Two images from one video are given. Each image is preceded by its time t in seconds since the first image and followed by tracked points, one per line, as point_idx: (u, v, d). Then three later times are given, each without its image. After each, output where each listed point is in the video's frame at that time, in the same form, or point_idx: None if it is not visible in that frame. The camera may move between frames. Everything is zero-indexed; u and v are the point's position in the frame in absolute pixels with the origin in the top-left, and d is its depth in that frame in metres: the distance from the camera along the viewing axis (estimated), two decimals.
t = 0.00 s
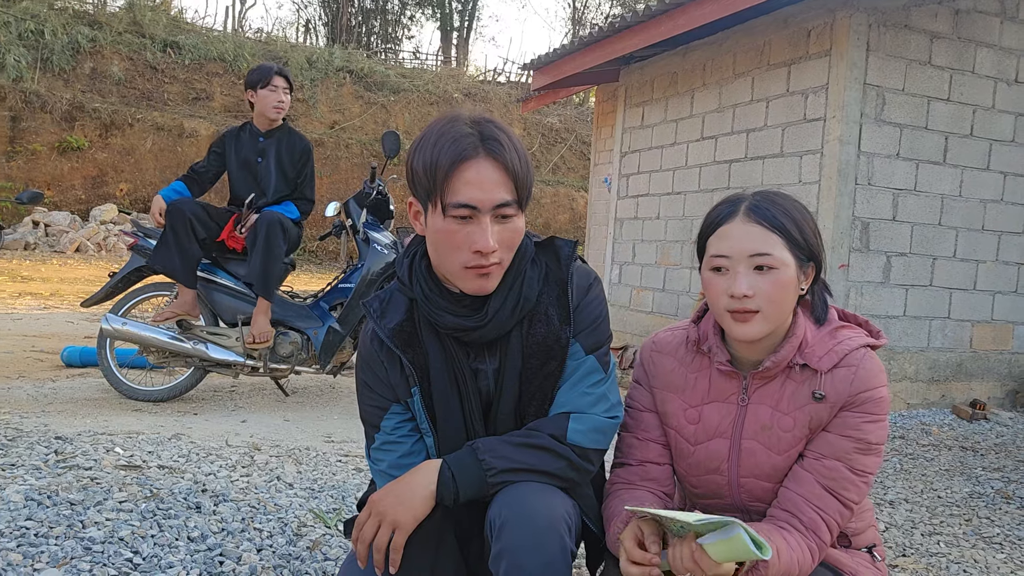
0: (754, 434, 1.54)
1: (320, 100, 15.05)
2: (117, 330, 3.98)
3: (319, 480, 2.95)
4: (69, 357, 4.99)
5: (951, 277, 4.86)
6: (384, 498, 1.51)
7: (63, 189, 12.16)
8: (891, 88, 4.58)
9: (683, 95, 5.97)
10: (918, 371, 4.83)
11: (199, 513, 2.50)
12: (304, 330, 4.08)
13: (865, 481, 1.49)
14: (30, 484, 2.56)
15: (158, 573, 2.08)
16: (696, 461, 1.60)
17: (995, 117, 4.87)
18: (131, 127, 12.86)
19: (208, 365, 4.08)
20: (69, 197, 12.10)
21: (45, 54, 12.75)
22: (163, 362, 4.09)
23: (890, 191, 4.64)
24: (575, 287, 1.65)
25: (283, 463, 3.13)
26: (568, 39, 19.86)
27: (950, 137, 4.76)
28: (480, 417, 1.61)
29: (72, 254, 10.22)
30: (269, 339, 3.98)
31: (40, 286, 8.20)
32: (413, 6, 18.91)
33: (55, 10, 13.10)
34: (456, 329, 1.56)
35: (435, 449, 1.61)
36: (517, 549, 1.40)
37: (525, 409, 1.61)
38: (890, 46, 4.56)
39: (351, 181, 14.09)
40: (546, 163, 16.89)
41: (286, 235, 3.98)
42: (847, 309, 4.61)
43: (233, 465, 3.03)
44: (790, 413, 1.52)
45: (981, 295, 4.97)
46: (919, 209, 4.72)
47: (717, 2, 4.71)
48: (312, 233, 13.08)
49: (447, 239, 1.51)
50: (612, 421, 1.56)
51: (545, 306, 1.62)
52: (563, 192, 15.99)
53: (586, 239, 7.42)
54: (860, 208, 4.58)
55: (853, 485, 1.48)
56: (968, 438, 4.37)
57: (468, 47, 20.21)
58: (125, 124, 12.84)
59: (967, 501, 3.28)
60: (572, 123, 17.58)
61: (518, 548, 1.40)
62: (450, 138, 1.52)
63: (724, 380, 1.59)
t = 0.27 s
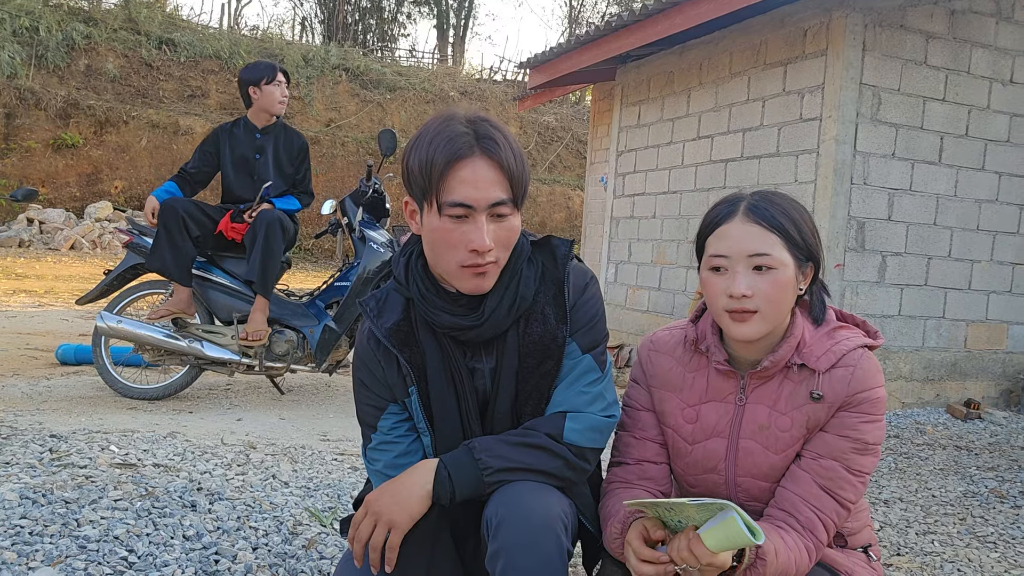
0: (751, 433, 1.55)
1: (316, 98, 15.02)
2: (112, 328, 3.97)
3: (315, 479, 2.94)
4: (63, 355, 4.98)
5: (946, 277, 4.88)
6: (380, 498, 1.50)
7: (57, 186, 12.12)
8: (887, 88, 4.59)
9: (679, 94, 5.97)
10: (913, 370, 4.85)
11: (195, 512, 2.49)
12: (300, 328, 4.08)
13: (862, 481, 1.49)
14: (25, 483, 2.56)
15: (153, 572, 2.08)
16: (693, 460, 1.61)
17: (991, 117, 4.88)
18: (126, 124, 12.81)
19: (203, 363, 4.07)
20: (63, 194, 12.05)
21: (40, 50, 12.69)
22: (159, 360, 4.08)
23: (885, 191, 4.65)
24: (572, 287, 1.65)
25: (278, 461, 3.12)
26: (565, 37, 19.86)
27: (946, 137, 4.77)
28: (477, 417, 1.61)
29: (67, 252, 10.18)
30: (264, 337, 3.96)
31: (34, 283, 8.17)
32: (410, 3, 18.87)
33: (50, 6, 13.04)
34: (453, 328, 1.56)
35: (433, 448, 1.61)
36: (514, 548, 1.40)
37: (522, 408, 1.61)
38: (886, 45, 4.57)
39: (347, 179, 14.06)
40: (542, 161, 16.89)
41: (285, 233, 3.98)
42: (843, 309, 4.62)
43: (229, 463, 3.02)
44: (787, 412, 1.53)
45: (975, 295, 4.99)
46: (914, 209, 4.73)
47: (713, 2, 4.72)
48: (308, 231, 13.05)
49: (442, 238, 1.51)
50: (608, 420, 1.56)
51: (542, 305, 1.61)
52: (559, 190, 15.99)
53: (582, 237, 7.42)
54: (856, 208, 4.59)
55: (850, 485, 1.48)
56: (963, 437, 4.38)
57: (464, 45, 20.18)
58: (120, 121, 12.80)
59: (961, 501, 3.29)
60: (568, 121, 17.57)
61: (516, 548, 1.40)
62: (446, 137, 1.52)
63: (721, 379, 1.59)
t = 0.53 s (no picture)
0: (745, 430, 1.55)
1: (311, 96, 14.99)
2: (106, 326, 3.96)
3: (310, 477, 2.94)
4: (57, 353, 4.96)
5: (940, 277, 4.90)
6: (374, 496, 1.51)
7: (51, 184, 12.07)
8: (882, 88, 4.60)
9: (675, 93, 5.98)
10: (907, 370, 4.87)
11: (189, 510, 2.49)
12: (295, 327, 4.06)
13: (857, 478, 1.49)
14: (18, 481, 2.55)
15: (148, 570, 2.07)
16: (688, 458, 1.61)
17: (984, 118, 4.90)
18: (120, 121, 12.77)
19: (197, 361, 4.07)
20: (57, 192, 12.01)
21: (34, 47, 12.63)
22: (153, 358, 4.07)
23: (880, 191, 4.67)
24: (567, 286, 1.66)
25: (273, 459, 3.12)
26: (560, 36, 19.87)
27: (940, 137, 4.79)
28: (471, 416, 1.61)
29: (61, 249, 10.14)
30: (258, 335, 3.95)
31: (28, 281, 8.14)
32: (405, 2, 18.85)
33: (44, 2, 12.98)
34: (447, 327, 1.56)
35: (427, 447, 1.61)
36: (507, 546, 1.40)
37: (516, 407, 1.61)
38: (880, 45, 4.58)
39: (342, 177, 14.04)
40: (537, 160, 16.90)
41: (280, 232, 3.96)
42: (837, 308, 4.64)
43: (223, 462, 3.02)
44: (781, 409, 1.53)
45: (968, 295, 5.01)
46: (908, 209, 4.75)
47: (708, 1, 4.72)
48: (303, 229, 13.03)
49: (437, 238, 1.51)
50: (603, 420, 1.57)
51: (537, 304, 1.62)
52: (554, 189, 16.00)
53: (578, 236, 7.42)
54: (850, 208, 4.60)
55: (845, 481, 1.49)
56: (956, 436, 4.40)
57: (459, 43, 20.17)
58: (114, 119, 12.76)
59: (954, 500, 3.31)
60: (563, 120, 17.59)
61: (509, 547, 1.40)
62: (441, 136, 1.52)
63: (714, 376, 1.59)
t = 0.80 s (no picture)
0: (740, 427, 1.56)
1: (307, 94, 14.96)
2: (102, 324, 3.95)
3: (305, 476, 2.94)
4: (51, 351, 4.94)
5: (934, 278, 4.92)
6: (371, 494, 1.51)
7: (45, 181, 12.02)
8: (877, 88, 4.62)
9: (670, 93, 5.99)
10: (901, 370, 4.89)
11: (184, 509, 2.49)
12: (290, 325, 4.05)
13: (852, 473, 1.50)
14: (13, 480, 2.54)
15: (143, 569, 2.07)
16: (682, 455, 1.61)
17: (979, 119, 4.92)
18: (115, 119, 12.73)
19: (193, 360, 4.06)
20: (51, 189, 11.96)
21: (28, 44, 12.57)
22: (148, 356, 4.06)
23: (875, 191, 4.68)
24: (565, 286, 1.66)
25: (268, 458, 3.11)
26: (556, 36, 19.88)
27: (935, 138, 4.81)
28: (468, 414, 1.61)
29: (55, 247, 10.11)
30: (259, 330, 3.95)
31: (21, 279, 8.10)
32: None
33: None
34: (445, 325, 1.57)
35: (423, 444, 1.61)
36: (502, 546, 1.40)
37: (513, 406, 1.61)
38: (876, 46, 4.59)
39: (338, 176, 14.02)
40: (533, 159, 16.91)
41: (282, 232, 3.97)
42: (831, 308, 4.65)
43: (218, 460, 3.01)
44: (775, 405, 1.54)
45: (963, 295, 5.03)
46: (903, 209, 4.77)
47: (705, 2, 4.73)
48: (299, 227, 13.01)
49: (436, 235, 1.51)
50: (599, 420, 1.57)
51: (534, 303, 1.62)
52: (550, 188, 16.01)
53: (573, 235, 7.43)
54: (845, 208, 4.62)
55: (840, 477, 1.49)
56: (949, 436, 4.42)
57: (455, 42, 20.16)
58: (108, 117, 12.71)
59: (948, 499, 3.32)
60: (559, 119, 17.59)
61: (504, 546, 1.40)
62: (440, 135, 1.52)
63: (707, 374, 1.60)
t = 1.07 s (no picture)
0: (734, 426, 1.56)
1: (302, 92, 14.93)
2: (96, 323, 3.94)
3: (300, 475, 2.94)
4: (45, 350, 4.92)
5: (928, 277, 4.94)
6: (366, 492, 1.51)
7: (40, 179, 11.97)
8: (872, 88, 4.63)
9: (666, 92, 5.99)
10: (895, 369, 4.91)
11: (179, 508, 2.49)
12: (285, 324, 4.05)
13: (846, 470, 1.51)
14: (7, 478, 2.53)
15: (138, 568, 2.07)
16: (677, 455, 1.62)
17: (973, 119, 4.94)
18: (110, 117, 12.68)
19: (187, 359, 4.05)
20: (46, 187, 11.91)
21: (22, 41, 12.51)
22: (143, 355, 4.05)
23: (870, 191, 4.69)
24: (562, 286, 1.66)
25: (264, 457, 3.11)
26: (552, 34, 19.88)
27: (929, 137, 4.82)
28: (464, 413, 1.61)
29: (49, 245, 10.07)
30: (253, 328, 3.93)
31: (15, 278, 8.07)
32: None
33: None
34: (441, 324, 1.57)
35: (419, 443, 1.61)
36: (498, 545, 1.40)
37: (510, 405, 1.61)
38: (871, 46, 4.60)
39: (333, 174, 14.01)
40: (529, 158, 16.91)
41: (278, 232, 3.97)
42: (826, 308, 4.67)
43: (213, 459, 3.01)
44: (769, 404, 1.54)
45: (957, 295, 5.05)
46: (898, 209, 4.78)
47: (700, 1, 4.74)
48: (294, 226, 12.99)
49: (433, 233, 1.51)
50: (595, 419, 1.58)
51: (531, 303, 1.62)
52: (545, 187, 16.01)
53: (569, 234, 7.44)
54: (840, 208, 4.63)
55: (835, 474, 1.50)
56: (944, 435, 4.44)
57: (451, 40, 20.15)
58: (103, 114, 12.67)
59: (942, 498, 3.34)
60: (555, 118, 17.59)
61: (500, 545, 1.40)
62: (439, 132, 1.52)
63: (701, 373, 1.60)
